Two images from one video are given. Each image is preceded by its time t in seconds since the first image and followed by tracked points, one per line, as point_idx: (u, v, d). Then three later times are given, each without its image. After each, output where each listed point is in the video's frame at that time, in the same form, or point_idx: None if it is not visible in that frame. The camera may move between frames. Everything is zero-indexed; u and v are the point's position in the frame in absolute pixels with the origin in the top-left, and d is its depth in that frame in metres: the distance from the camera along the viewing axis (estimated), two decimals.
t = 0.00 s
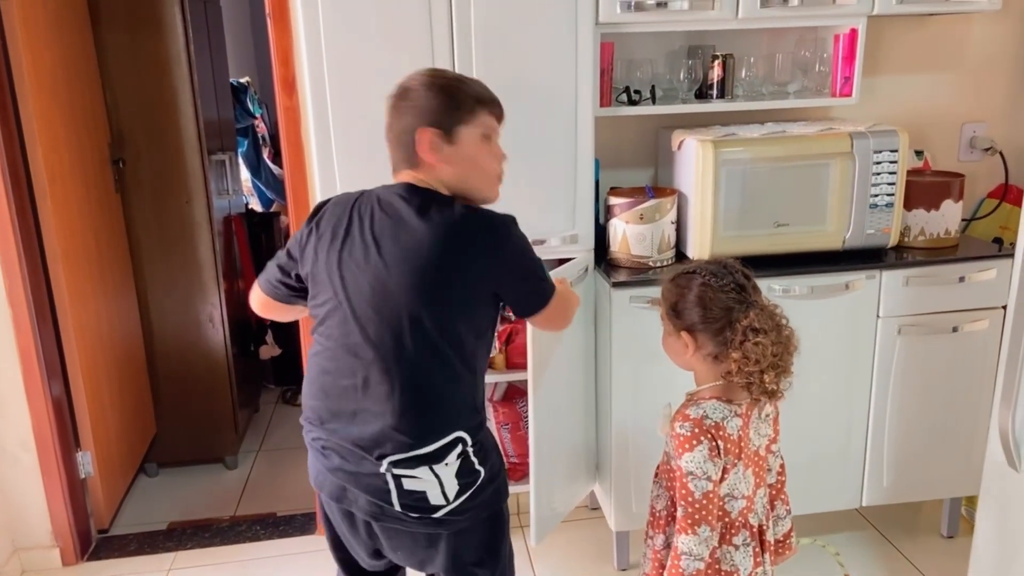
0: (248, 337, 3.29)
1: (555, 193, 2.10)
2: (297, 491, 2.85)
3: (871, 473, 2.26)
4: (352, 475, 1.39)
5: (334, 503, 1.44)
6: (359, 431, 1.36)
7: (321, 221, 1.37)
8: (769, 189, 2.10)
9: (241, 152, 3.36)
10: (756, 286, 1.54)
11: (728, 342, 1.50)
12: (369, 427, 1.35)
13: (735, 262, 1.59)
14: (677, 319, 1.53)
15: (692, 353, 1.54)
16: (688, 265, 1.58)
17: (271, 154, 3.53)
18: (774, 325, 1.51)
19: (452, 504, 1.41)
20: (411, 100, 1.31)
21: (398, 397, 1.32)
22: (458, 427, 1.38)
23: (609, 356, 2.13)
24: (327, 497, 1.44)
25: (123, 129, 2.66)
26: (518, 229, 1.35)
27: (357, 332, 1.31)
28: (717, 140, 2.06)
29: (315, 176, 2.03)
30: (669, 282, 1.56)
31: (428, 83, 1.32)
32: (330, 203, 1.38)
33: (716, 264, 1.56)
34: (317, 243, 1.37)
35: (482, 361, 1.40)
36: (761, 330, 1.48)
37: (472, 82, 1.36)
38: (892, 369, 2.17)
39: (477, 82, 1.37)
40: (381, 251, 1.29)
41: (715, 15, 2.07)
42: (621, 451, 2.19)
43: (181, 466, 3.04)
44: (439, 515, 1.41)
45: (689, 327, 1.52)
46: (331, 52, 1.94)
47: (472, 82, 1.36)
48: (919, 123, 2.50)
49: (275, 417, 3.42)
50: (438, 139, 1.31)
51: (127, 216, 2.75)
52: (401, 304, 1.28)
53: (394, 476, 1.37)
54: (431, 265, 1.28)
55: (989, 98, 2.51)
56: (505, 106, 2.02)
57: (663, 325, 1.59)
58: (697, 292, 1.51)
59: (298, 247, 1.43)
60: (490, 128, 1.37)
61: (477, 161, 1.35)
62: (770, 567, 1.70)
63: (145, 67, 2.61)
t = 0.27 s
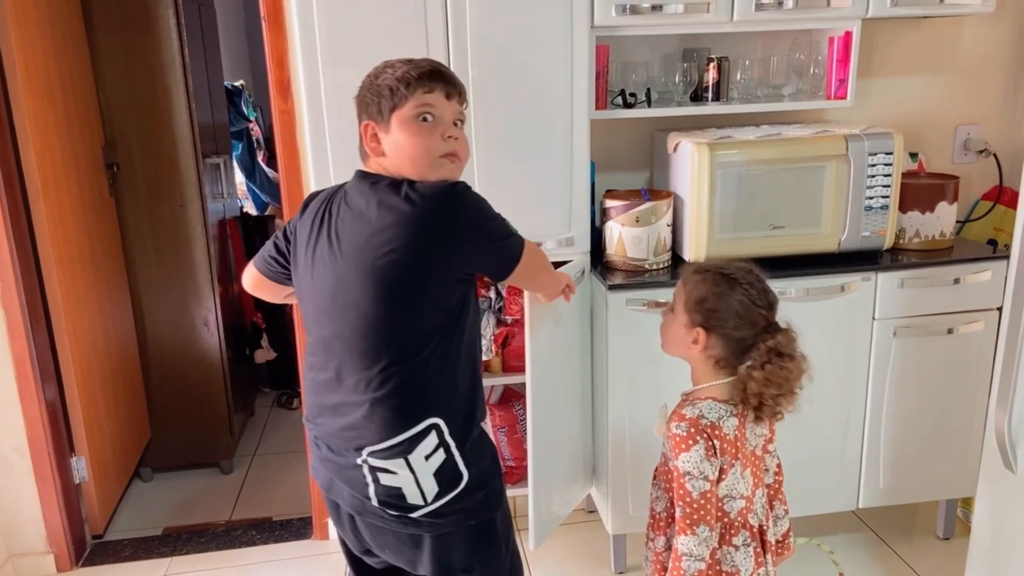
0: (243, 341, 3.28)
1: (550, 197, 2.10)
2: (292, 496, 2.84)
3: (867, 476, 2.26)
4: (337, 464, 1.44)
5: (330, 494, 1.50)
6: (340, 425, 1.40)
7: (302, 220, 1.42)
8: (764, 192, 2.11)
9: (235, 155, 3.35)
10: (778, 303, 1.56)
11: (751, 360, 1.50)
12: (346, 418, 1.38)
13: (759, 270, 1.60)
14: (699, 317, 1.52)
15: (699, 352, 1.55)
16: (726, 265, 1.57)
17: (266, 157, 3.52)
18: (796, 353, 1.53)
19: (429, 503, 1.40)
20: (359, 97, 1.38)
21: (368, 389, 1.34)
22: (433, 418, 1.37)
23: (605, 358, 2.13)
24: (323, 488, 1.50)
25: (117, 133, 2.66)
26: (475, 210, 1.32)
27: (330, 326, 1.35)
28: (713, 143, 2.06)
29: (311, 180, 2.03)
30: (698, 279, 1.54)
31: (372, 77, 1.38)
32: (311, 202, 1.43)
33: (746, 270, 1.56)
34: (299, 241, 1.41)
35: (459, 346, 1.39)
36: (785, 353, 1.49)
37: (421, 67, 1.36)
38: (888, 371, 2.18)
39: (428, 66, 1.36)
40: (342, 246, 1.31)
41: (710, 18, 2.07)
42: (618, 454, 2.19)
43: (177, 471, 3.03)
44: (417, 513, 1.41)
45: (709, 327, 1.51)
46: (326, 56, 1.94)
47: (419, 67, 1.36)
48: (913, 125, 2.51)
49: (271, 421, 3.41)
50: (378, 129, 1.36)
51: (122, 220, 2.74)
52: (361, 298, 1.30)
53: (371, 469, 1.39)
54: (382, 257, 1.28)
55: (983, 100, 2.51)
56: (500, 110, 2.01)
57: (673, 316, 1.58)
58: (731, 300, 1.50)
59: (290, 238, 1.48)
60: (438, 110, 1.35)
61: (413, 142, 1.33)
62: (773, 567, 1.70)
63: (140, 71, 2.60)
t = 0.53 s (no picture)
0: (242, 342, 3.28)
1: (549, 198, 2.10)
2: (291, 497, 2.83)
3: (866, 476, 2.26)
4: (320, 456, 1.44)
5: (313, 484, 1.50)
6: (321, 416, 1.40)
7: (291, 210, 1.42)
8: (763, 193, 2.11)
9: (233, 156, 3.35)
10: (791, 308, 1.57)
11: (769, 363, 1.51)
12: (327, 411, 1.38)
13: (770, 273, 1.61)
14: (716, 316, 1.52)
15: (711, 352, 1.55)
16: (744, 266, 1.57)
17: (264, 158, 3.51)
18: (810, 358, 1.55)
19: (405, 499, 1.38)
20: (349, 92, 1.38)
21: (346, 381, 1.34)
22: (409, 412, 1.35)
23: (604, 359, 2.13)
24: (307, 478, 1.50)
25: (116, 133, 2.65)
26: (454, 205, 1.30)
27: (312, 318, 1.35)
28: (712, 144, 2.06)
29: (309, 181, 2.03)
30: (717, 279, 1.55)
31: (362, 72, 1.38)
32: (302, 194, 1.42)
33: (762, 273, 1.57)
34: (286, 231, 1.41)
35: (440, 341, 1.37)
36: (802, 356, 1.49)
37: (409, 64, 1.36)
38: (887, 372, 2.18)
39: (416, 63, 1.36)
40: (322, 238, 1.31)
41: (709, 19, 2.07)
42: (617, 455, 2.19)
43: (174, 473, 3.03)
44: (393, 509, 1.39)
45: (726, 327, 1.52)
46: (325, 56, 1.94)
47: (408, 64, 1.35)
48: (911, 126, 2.51)
49: (269, 423, 3.40)
50: (364, 124, 1.36)
51: (119, 220, 2.73)
52: (339, 290, 1.30)
53: (348, 462, 1.38)
54: (358, 249, 1.27)
55: (980, 101, 2.52)
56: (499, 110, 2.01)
57: (686, 315, 1.58)
58: (752, 301, 1.51)
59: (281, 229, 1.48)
60: (423, 107, 1.34)
61: (397, 138, 1.32)
62: (779, 565, 1.70)
63: (138, 72, 2.60)
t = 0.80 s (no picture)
0: (241, 343, 3.27)
1: (549, 199, 2.10)
2: (290, 499, 2.83)
3: (866, 478, 2.27)
4: (310, 455, 1.44)
5: (303, 483, 1.50)
6: (310, 414, 1.40)
7: (285, 209, 1.42)
8: (762, 195, 2.11)
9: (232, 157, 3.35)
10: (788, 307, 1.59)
11: (771, 363, 1.52)
12: (316, 410, 1.39)
13: (768, 274, 1.62)
14: (719, 317, 1.52)
15: (714, 353, 1.55)
16: (742, 267, 1.58)
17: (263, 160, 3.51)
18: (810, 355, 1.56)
19: (393, 500, 1.38)
20: (344, 94, 1.38)
21: (335, 381, 1.34)
22: (397, 412, 1.35)
23: (603, 360, 2.14)
24: (298, 477, 1.51)
25: (115, 134, 2.65)
26: (444, 206, 1.29)
27: (302, 318, 1.35)
28: (711, 146, 2.06)
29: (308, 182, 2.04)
30: (718, 280, 1.55)
31: (357, 75, 1.37)
32: (295, 192, 1.42)
33: (761, 274, 1.58)
34: (279, 230, 1.42)
35: (429, 342, 1.37)
36: (803, 355, 1.51)
37: (404, 67, 1.35)
38: (886, 373, 2.18)
39: (411, 67, 1.36)
40: (312, 238, 1.31)
41: (708, 21, 2.08)
42: (617, 457, 2.19)
43: (172, 474, 3.02)
44: (382, 509, 1.39)
45: (729, 328, 1.52)
46: (325, 58, 1.94)
47: (403, 67, 1.35)
48: (910, 128, 2.51)
49: (267, 424, 3.40)
50: (358, 126, 1.36)
51: (118, 222, 2.73)
52: (328, 290, 1.30)
53: (337, 461, 1.38)
54: (347, 250, 1.27)
55: (979, 103, 2.52)
56: (499, 111, 2.01)
57: (687, 316, 1.58)
58: (754, 300, 1.51)
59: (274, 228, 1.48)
60: (417, 110, 1.34)
61: (390, 140, 1.32)
62: (783, 565, 1.70)
63: (137, 73, 2.60)
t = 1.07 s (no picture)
0: (239, 344, 3.27)
1: (548, 200, 2.10)
2: (288, 499, 2.83)
3: (864, 478, 2.27)
4: (306, 454, 1.44)
5: (299, 482, 1.50)
6: (306, 413, 1.40)
7: (281, 209, 1.42)
8: (761, 195, 2.11)
9: (230, 158, 3.34)
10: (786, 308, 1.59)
11: (772, 360, 1.53)
12: (312, 409, 1.39)
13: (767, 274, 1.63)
14: (722, 317, 1.52)
15: (715, 353, 1.55)
16: (738, 267, 1.58)
17: (261, 160, 3.51)
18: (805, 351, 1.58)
19: (389, 499, 1.38)
20: (343, 94, 1.38)
21: (330, 380, 1.34)
22: (393, 411, 1.35)
23: (602, 361, 2.14)
24: (294, 476, 1.51)
25: (114, 134, 2.64)
26: (440, 206, 1.29)
27: (298, 317, 1.35)
28: (710, 146, 2.06)
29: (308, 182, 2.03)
30: (719, 280, 1.55)
31: (356, 75, 1.37)
32: (291, 192, 1.42)
33: (759, 274, 1.58)
34: (275, 229, 1.42)
35: (425, 341, 1.37)
36: (802, 352, 1.52)
37: (403, 69, 1.35)
38: (884, 374, 2.18)
39: (410, 68, 1.36)
40: (308, 237, 1.31)
41: (707, 21, 2.08)
42: (616, 457, 2.19)
43: (170, 475, 3.02)
44: (377, 508, 1.39)
45: (732, 328, 1.52)
46: (324, 58, 1.94)
47: (401, 68, 1.35)
48: (908, 129, 2.52)
49: (266, 425, 3.40)
50: (356, 125, 1.36)
51: (116, 221, 2.73)
52: (323, 289, 1.30)
53: (333, 460, 1.39)
54: (342, 249, 1.27)
55: (977, 104, 2.53)
56: (498, 112, 2.01)
57: (687, 315, 1.57)
58: (756, 300, 1.51)
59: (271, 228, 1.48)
60: (415, 112, 1.34)
61: (387, 140, 1.32)
62: (780, 564, 1.70)
63: (135, 73, 2.60)
